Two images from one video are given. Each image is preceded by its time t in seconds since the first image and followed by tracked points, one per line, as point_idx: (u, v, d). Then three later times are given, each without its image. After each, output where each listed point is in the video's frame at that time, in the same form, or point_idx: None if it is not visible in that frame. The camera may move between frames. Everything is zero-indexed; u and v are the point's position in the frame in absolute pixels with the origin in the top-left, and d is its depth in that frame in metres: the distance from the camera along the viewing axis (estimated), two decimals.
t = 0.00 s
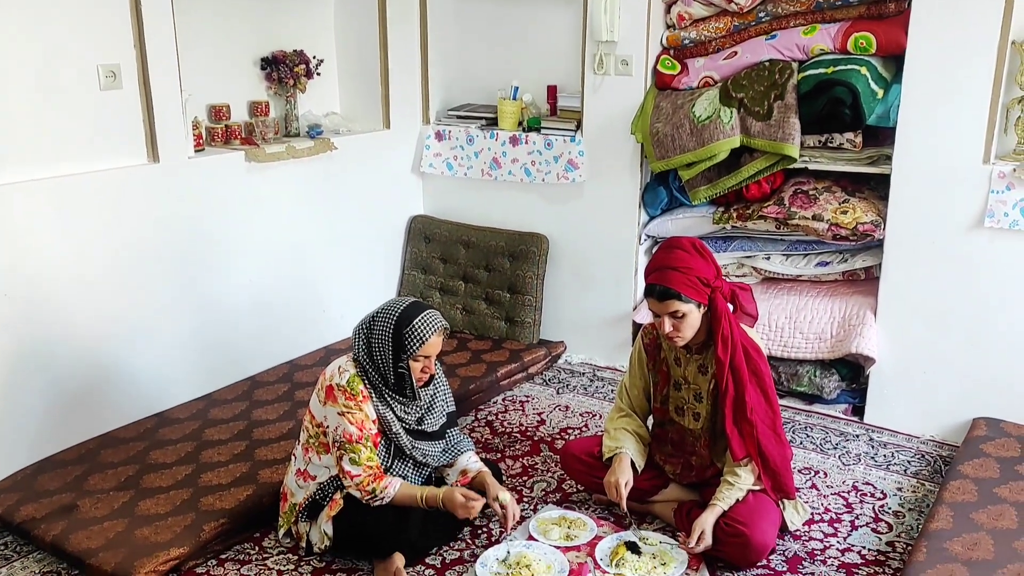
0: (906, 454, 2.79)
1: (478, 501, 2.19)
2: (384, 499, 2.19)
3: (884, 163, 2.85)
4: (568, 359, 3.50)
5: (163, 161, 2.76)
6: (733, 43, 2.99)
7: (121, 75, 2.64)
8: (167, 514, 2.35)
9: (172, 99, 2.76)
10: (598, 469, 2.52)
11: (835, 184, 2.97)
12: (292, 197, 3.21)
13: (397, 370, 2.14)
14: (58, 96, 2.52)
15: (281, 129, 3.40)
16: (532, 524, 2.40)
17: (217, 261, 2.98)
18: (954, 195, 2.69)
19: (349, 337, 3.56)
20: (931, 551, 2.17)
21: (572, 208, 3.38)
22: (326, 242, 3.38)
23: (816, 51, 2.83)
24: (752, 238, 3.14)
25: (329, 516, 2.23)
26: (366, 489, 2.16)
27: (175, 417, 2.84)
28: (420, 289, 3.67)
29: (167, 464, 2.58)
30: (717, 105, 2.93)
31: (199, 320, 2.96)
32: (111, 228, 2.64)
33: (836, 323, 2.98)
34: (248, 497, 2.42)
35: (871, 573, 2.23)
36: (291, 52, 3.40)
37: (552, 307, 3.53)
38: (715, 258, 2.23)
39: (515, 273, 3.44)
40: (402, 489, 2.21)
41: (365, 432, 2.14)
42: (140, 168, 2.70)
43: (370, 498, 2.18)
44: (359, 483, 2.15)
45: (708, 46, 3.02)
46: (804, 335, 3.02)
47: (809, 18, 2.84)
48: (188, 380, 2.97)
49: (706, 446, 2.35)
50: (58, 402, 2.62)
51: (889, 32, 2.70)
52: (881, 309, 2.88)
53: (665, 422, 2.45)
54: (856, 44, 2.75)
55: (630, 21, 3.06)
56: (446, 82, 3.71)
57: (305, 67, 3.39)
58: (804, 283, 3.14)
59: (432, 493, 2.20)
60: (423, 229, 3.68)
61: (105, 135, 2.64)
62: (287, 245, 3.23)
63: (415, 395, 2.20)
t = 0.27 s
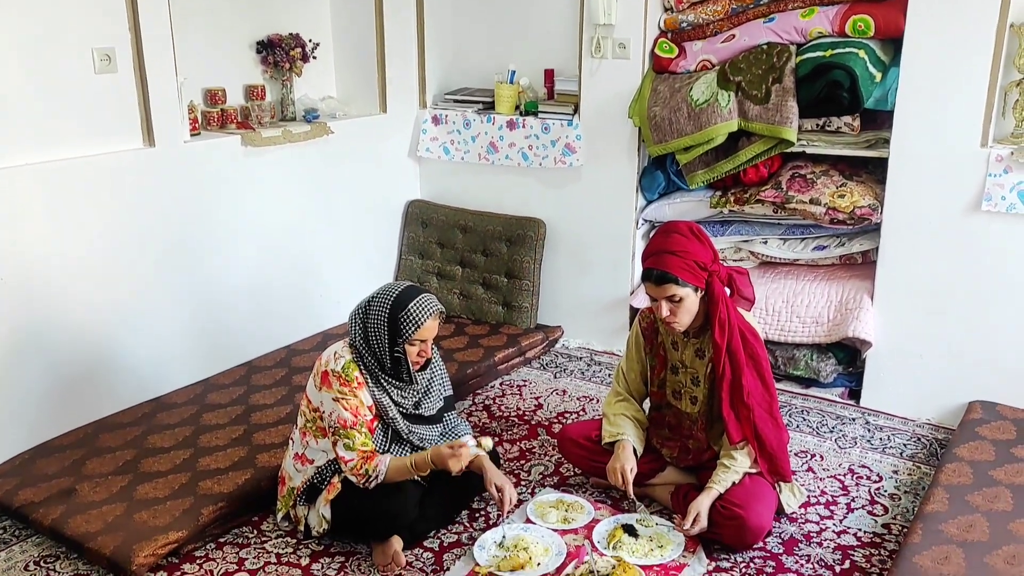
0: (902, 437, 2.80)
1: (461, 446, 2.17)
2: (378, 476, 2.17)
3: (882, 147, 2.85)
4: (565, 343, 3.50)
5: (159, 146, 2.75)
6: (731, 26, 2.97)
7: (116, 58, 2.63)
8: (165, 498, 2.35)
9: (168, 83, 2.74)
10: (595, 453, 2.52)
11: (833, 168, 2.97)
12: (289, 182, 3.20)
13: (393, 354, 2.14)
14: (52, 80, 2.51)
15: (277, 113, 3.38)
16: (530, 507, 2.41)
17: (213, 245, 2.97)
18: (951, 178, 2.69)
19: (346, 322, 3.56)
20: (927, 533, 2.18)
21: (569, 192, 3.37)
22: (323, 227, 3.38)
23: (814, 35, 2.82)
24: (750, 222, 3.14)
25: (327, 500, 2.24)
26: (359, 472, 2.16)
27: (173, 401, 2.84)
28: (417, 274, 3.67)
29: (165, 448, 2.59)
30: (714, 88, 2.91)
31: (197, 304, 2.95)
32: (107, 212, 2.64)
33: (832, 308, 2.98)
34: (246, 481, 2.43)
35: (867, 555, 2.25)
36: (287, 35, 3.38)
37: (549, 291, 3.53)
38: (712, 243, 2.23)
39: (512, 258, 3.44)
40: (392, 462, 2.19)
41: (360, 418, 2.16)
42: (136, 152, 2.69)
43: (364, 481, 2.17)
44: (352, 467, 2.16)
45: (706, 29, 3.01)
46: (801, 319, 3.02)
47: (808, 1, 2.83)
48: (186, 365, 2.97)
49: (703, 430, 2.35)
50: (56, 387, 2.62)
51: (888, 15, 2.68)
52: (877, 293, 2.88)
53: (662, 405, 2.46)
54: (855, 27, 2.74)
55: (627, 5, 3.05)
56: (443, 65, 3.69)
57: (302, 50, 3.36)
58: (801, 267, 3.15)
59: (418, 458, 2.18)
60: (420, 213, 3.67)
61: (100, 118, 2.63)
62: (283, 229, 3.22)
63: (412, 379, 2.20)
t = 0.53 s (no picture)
0: (898, 417, 2.81)
1: (440, 393, 2.09)
2: (371, 446, 2.14)
3: (881, 127, 2.83)
4: (563, 325, 3.50)
5: (154, 126, 2.73)
6: (729, 5, 2.96)
7: (110, 38, 2.61)
8: (164, 479, 2.36)
9: (162, 63, 2.72)
10: (593, 433, 2.53)
11: (830, 148, 2.97)
12: (285, 163, 3.19)
13: (389, 335, 2.14)
14: (45, 60, 2.49)
15: (272, 94, 3.36)
16: (528, 487, 2.42)
17: (209, 227, 2.96)
18: (949, 158, 2.68)
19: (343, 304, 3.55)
20: (922, 511, 2.20)
21: (566, 173, 3.36)
22: (319, 209, 3.37)
23: (812, 14, 2.82)
24: (747, 203, 3.14)
25: (326, 480, 2.24)
26: (355, 452, 2.15)
27: (170, 383, 2.84)
28: (414, 256, 3.66)
29: (163, 430, 2.59)
30: (712, 68, 2.90)
31: (193, 286, 2.95)
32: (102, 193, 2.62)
33: (830, 288, 2.98)
34: (245, 462, 2.43)
35: (863, 533, 2.26)
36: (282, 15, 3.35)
37: (546, 273, 3.53)
38: (710, 224, 2.22)
39: (510, 240, 3.43)
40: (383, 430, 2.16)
41: (357, 398, 2.13)
42: (131, 133, 2.67)
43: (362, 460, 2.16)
44: (347, 446, 2.15)
45: (704, 9, 2.99)
46: (798, 300, 3.02)
47: None
48: (183, 347, 2.97)
49: (701, 410, 2.36)
50: (53, 369, 2.62)
51: None
52: (875, 274, 2.88)
53: (660, 386, 2.46)
54: (854, 6, 2.73)
55: None
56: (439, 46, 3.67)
57: (297, 30, 3.33)
58: (797, 248, 3.15)
59: (404, 419, 2.14)
60: (417, 194, 3.66)
61: (94, 99, 2.61)
62: (280, 211, 3.21)
63: (408, 360, 2.20)
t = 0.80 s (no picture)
0: (897, 403, 2.82)
1: (427, 343, 2.07)
2: (370, 420, 2.13)
3: (881, 114, 2.83)
4: (562, 312, 3.50)
5: (152, 114, 2.73)
6: None
7: (108, 24, 2.60)
8: (165, 466, 2.36)
9: (160, 50, 2.72)
10: (592, 420, 2.53)
11: (830, 135, 2.96)
12: (284, 150, 3.18)
13: (386, 316, 2.14)
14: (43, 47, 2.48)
15: (271, 81, 3.35)
16: (527, 474, 2.43)
17: (209, 215, 2.96)
18: (949, 144, 2.68)
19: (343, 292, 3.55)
20: (921, 497, 2.20)
21: (566, 160, 3.36)
22: (318, 197, 3.36)
23: None
24: (747, 190, 3.13)
25: (326, 467, 2.24)
26: (353, 429, 2.15)
27: (170, 371, 2.85)
28: (413, 244, 3.66)
29: (163, 417, 2.59)
30: (712, 54, 2.89)
31: (193, 274, 2.95)
32: (100, 181, 2.62)
33: (830, 276, 2.98)
34: (245, 449, 2.44)
35: (862, 519, 2.27)
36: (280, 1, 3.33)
37: (546, 261, 3.53)
38: (710, 210, 2.22)
39: (509, 227, 3.43)
40: (377, 401, 2.14)
41: (357, 376, 2.12)
42: (129, 120, 2.66)
43: (361, 437, 2.15)
44: (346, 423, 2.16)
45: None
46: (798, 287, 3.01)
47: None
48: (182, 334, 2.97)
49: (700, 397, 2.37)
50: (53, 357, 2.62)
51: None
52: (874, 261, 2.88)
53: (660, 373, 2.47)
54: None
55: None
56: (438, 33, 3.66)
57: (295, 17, 3.31)
58: (797, 235, 3.16)
59: (395, 383, 2.13)
60: (416, 182, 3.66)
61: (92, 86, 2.60)
62: (279, 199, 3.21)
63: (407, 340, 2.20)
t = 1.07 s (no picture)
0: (895, 385, 2.82)
1: (416, 299, 2.07)
2: (369, 385, 2.11)
3: (880, 96, 2.83)
4: (561, 296, 3.50)
5: (149, 97, 2.71)
6: None
7: (104, 6, 2.58)
8: (164, 449, 2.37)
9: (156, 32, 2.70)
10: (591, 403, 2.54)
11: (829, 117, 2.95)
12: (282, 133, 3.17)
13: (378, 289, 2.15)
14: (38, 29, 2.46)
15: (268, 64, 3.33)
16: (526, 456, 2.43)
17: (206, 198, 2.95)
18: (948, 126, 2.67)
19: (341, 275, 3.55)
20: (918, 478, 2.21)
21: (564, 143, 3.35)
22: (316, 181, 3.36)
23: None
24: (746, 172, 3.13)
25: (326, 449, 2.25)
26: (352, 398, 2.15)
27: (169, 354, 2.85)
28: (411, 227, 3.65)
29: (162, 400, 2.60)
30: (712, 36, 2.88)
31: (191, 257, 2.94)
32: (97, 164, 2.61)
33: (828, 258, 2.98)
34: (245, 432, 2.44)
35: (859, 500, 2.27)
36: None
37: (544, 244, 3.52)
38: (709, 192, 2.21)
39: (507, 210, 3.43)
40: (373, 366, 2.12)
41: (354, 348, 2.13)
42: (126, 102, 2.65)
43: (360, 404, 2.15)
44: (344, 394, 2.16)
45: None
46: (796, 270, 3.02)
47: None
48: (181, 318, 2.96)
49: (698, 378, 2.37)
50: (52, 340, 2.62)
51: None
52: (873, 243, 2.88)
53: (658, 355, 2.47)
54: None
55: None
56: (435, 15, 3.63)
57: None
58: (796, 218, 3.15)
59: (388, 345, 2.11)
60: (414, 165, 3.65)
61: (88, 69, 2.59)
62: (277, 182, 3.20)
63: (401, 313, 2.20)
